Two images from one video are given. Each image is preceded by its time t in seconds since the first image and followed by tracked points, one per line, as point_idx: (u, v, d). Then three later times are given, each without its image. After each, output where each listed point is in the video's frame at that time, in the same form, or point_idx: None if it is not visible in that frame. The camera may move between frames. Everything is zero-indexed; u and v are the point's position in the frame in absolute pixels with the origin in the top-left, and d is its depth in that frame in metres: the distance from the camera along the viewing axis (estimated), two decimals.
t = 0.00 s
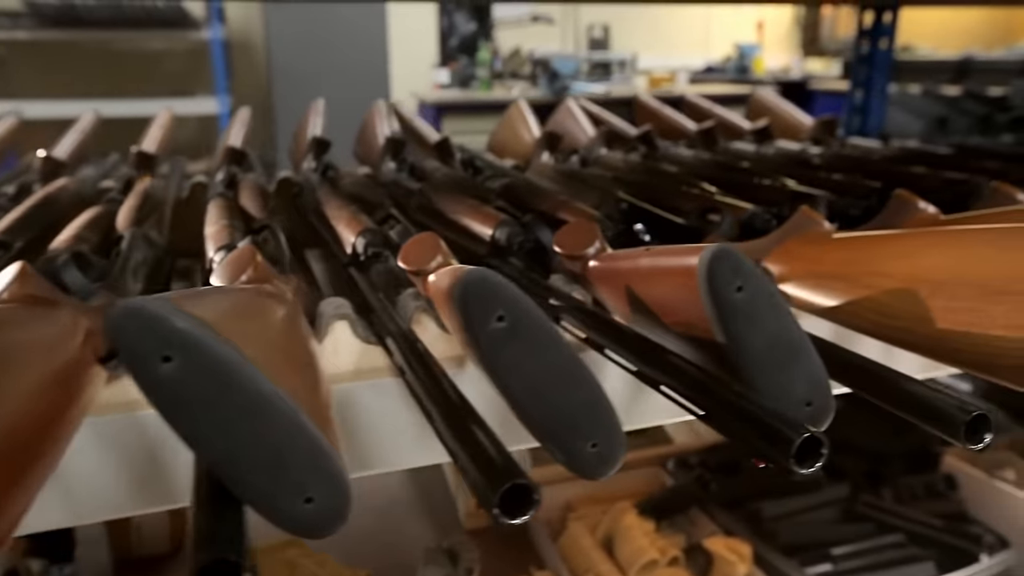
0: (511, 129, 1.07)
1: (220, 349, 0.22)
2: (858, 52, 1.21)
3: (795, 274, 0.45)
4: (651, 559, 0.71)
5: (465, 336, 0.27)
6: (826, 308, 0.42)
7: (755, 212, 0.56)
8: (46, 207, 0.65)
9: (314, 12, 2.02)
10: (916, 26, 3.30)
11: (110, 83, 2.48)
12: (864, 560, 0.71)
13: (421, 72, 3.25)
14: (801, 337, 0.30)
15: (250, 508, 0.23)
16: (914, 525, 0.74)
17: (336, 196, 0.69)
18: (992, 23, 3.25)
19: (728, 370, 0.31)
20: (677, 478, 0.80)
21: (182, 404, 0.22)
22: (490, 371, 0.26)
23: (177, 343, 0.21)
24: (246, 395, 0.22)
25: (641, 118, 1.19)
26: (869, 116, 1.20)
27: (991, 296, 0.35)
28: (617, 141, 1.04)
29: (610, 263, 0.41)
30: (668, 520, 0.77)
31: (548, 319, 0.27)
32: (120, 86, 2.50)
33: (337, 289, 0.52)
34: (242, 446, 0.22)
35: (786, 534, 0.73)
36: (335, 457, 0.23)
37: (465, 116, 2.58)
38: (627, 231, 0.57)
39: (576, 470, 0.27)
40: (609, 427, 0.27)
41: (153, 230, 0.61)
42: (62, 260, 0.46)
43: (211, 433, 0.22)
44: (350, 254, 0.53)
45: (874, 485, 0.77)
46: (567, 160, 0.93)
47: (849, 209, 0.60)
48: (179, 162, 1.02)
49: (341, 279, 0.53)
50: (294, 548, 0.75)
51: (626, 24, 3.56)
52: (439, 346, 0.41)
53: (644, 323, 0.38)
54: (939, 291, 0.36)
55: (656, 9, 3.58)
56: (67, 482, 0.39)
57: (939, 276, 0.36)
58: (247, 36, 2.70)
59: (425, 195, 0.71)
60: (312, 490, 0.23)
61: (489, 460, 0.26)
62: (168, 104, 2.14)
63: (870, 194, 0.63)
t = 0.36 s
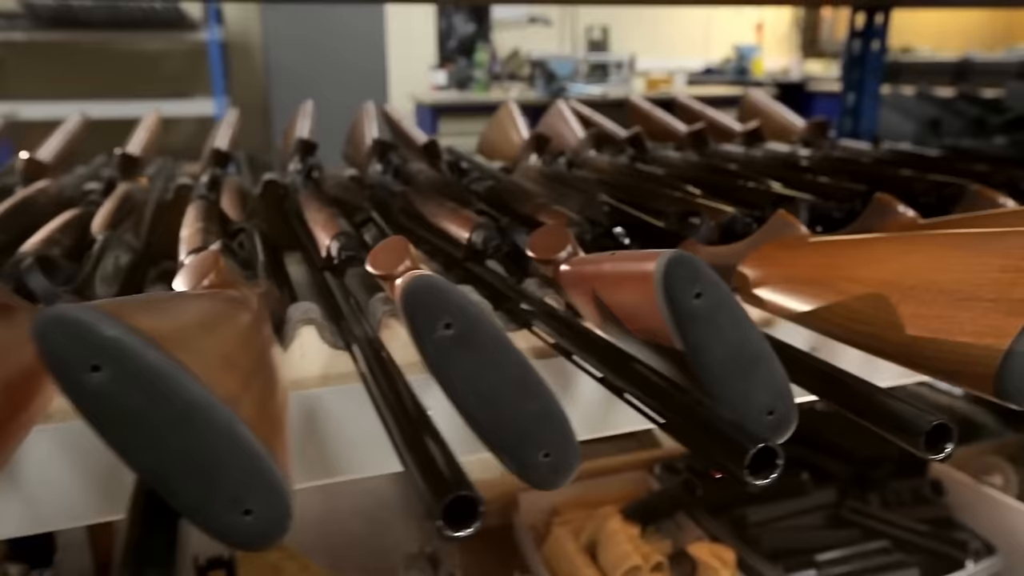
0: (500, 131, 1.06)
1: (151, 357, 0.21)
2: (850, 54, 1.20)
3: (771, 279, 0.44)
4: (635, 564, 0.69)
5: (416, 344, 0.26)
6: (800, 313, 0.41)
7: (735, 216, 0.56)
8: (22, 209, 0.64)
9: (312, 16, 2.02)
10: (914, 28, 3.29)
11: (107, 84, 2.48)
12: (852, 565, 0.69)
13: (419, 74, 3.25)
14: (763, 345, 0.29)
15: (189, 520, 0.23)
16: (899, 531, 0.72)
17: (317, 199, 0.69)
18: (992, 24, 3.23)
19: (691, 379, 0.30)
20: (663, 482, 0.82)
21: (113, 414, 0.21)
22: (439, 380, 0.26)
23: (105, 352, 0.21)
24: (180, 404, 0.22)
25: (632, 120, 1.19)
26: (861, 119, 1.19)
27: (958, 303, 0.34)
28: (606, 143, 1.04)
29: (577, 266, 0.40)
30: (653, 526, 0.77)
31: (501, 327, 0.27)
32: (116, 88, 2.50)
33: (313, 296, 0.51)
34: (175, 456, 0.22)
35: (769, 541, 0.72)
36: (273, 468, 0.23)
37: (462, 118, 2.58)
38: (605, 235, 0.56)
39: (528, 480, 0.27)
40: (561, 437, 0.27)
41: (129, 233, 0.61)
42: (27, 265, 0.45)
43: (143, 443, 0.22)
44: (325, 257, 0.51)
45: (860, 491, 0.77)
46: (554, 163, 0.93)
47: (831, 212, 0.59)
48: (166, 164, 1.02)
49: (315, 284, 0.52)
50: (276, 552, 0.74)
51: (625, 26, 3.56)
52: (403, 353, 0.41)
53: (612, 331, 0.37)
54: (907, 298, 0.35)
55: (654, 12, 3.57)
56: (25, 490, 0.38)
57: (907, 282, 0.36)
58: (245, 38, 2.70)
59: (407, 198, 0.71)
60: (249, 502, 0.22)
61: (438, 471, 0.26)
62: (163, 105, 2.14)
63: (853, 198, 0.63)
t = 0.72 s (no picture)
0: (490, 132, 1.06)
1: (86, 365, 0.21)
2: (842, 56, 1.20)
3: (748, 282, 0.44)
4: (620, 570, 0.70)
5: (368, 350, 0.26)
6: (775, 317, 0.41)
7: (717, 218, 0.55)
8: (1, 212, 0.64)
9: (309, 19, 2.01)
10: (912, 30, 3.29)
11: (102, 85, 2.48)
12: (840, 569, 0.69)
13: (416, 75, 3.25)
14: (726, 351, 0.29)
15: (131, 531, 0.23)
16: (883, 536, 0.72)
17: (299, 201, 0.68)
18: (991, 26, 3.23)
19: (655, 386, 0.30)
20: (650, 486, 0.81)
21: (48, 424, 0.21)
22: (391, 387, 0.25)
23: (39, 361, 0.21)
24: (116, 414, 0.22)
25: (623, 122, 1.18)
26: (853, 121, 1.19)
27: (930, 308, 0.33)
28: (595, 146, 1.04)
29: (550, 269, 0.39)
30: (640, 531, 0.76)
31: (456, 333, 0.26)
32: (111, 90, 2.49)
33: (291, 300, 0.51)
34: (112, 466, 0.22)
35: (754, 545, 0.71)
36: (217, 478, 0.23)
37: (458, 120, 2.57)
38: (585, 238, 0.56)
39: (485, 489, 0.26)
40: (518, 446, 0.26)
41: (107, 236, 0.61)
42: None
43: (79, 453, 0.21)
44: (301, 260, 0.51)
45: (847, 495, 0.76)
46: (542, 165, 0.93)
47: (813, 216, 0.59)
48: (153, 166, 1.02)
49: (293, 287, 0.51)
50: (259, 556, 0.74)
51: (623, 28, 3.55)
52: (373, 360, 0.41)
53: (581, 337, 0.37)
54: (879, 303, 0.35)
55: (652, 13, 3.57)
56: None
57: (880, 287, 0.36)
58: (242, 40, 2.70)
59: (390, 201, 0.71)
60: (190, 514, 0.22)
61: (389, 482, 0.25)
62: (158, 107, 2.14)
63: (836, 201, 0.62)
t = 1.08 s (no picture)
0: (479, 134, 1.06)
1: (19, 376, 0.21)
2: (832, 58, 1.20)
3: (724, 286, 0.43)
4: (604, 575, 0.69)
5: (321, 357, 0.26)
6: (749, 322, 0.40)
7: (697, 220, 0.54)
8: None
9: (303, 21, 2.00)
10: (909, 32, 3.28)
11: (96, 86, 2.47)
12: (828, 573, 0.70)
13: (412, 77, 3.25)
14: (689, 358, 0.28)
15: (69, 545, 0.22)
16: (871, 541, 0.72)
17: (280, 203, 0.68)
18: (987, 28, 3.22)
19: (617, 393, 0.29)
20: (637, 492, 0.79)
21: None
22: (342, 395, 0.25)
23: None
24: (51, 426, 0.21)
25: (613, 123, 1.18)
26: (843, 123, 1.19)
27: (897, 314, 0.33)
28: (584, 148, 1.03)
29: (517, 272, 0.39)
30: (626, 535, 0.76)
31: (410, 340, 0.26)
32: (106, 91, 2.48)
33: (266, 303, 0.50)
34: (46, 480, 0.21)
35: (738, 550, 0.72)
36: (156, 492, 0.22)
37: (453, 121, 2.57)
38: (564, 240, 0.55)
39: (439, 499, 0.26)
40: (473, 455, 0.26)
41: (83, 239, 0.60)
42: None
43: (12, 467, 0.21)
44: (276, 263, 0.51)
45: (834, 500, 0.76)
46: (529, 167, 0.92)
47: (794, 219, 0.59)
48: (139, 167, 1.01)
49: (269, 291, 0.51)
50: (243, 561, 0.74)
51: (619, 30, 3.55)
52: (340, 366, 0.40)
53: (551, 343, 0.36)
54: (850, 308, 0.35)
55: (648, 14, 3.57)
56: None
57: (851, 292, 0.35)
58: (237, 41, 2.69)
59: (372, 204, 0.70)
60: (129, 526, 0.22)
61: (338, 497, 0.25)
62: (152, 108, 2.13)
63: (818, 204, 0.62)
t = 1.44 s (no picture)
0: (469, 135, 1.05)
1: None
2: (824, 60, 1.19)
3: (703, 289, 0.43)
4: None
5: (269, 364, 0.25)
6: (726, 326, 0.40)
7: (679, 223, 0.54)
8: None
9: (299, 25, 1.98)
10: (907, 33, 3.28)
11: (91, 86, 2.46)
12: None
13: (410, 78, 3.24)
14: (652, 366, 0.28)
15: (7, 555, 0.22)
16: (856, 545, 0.72)
17: (262, 205, 0.68)
18: (985, 30, 3.21)
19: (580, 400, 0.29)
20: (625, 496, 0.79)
21: None
22: (292, 404, 0.25)
23: None
24: None
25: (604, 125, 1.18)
26: (835, 125, 1.18)
27: (867, 320, 0.32)
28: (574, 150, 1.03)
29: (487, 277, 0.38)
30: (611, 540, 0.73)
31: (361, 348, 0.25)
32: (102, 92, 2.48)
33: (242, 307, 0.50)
34: None
35: (724, 555, 0.71)
36: (98, 498, 0.22)
37: (449, 123, 2.57)
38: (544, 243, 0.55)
39: (393, 508, 0.26)
40: (427, 464, 0.25)
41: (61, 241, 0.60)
42: None
43: None
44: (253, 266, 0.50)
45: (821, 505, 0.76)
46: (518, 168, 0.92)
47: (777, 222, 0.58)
48: (127, 169, 1.01)
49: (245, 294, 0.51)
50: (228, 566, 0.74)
51: (617, 31, 3.55)
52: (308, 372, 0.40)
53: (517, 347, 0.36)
54: (823, 314, 0.34)
55: (646, 16, 3.57)
56: None
57: (825, 296, 0.35)
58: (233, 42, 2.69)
59: (355, 206, 0.70)
60: (67, 538, 0.21)
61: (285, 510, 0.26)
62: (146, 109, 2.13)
63: (802, 207, 0.62)
